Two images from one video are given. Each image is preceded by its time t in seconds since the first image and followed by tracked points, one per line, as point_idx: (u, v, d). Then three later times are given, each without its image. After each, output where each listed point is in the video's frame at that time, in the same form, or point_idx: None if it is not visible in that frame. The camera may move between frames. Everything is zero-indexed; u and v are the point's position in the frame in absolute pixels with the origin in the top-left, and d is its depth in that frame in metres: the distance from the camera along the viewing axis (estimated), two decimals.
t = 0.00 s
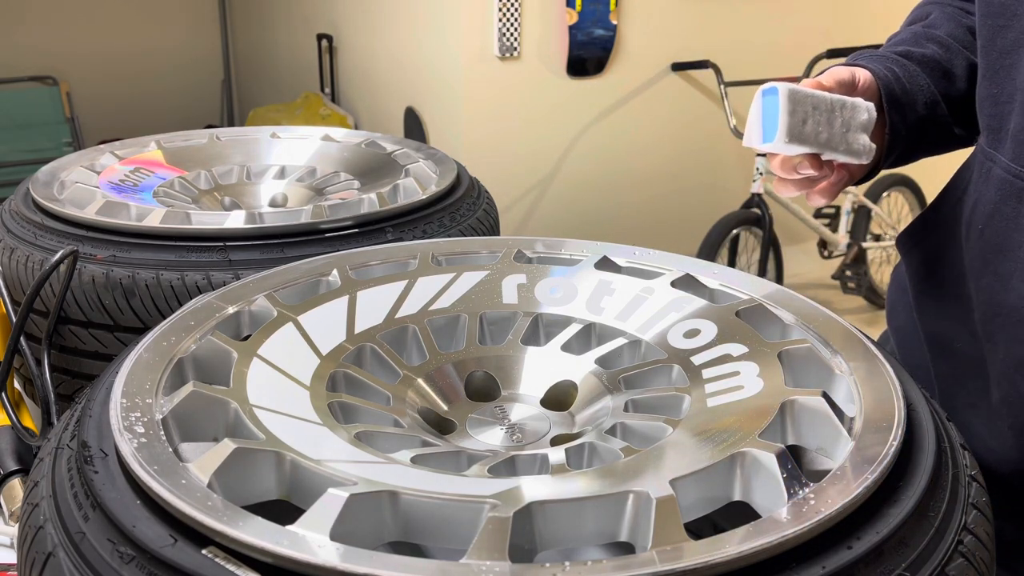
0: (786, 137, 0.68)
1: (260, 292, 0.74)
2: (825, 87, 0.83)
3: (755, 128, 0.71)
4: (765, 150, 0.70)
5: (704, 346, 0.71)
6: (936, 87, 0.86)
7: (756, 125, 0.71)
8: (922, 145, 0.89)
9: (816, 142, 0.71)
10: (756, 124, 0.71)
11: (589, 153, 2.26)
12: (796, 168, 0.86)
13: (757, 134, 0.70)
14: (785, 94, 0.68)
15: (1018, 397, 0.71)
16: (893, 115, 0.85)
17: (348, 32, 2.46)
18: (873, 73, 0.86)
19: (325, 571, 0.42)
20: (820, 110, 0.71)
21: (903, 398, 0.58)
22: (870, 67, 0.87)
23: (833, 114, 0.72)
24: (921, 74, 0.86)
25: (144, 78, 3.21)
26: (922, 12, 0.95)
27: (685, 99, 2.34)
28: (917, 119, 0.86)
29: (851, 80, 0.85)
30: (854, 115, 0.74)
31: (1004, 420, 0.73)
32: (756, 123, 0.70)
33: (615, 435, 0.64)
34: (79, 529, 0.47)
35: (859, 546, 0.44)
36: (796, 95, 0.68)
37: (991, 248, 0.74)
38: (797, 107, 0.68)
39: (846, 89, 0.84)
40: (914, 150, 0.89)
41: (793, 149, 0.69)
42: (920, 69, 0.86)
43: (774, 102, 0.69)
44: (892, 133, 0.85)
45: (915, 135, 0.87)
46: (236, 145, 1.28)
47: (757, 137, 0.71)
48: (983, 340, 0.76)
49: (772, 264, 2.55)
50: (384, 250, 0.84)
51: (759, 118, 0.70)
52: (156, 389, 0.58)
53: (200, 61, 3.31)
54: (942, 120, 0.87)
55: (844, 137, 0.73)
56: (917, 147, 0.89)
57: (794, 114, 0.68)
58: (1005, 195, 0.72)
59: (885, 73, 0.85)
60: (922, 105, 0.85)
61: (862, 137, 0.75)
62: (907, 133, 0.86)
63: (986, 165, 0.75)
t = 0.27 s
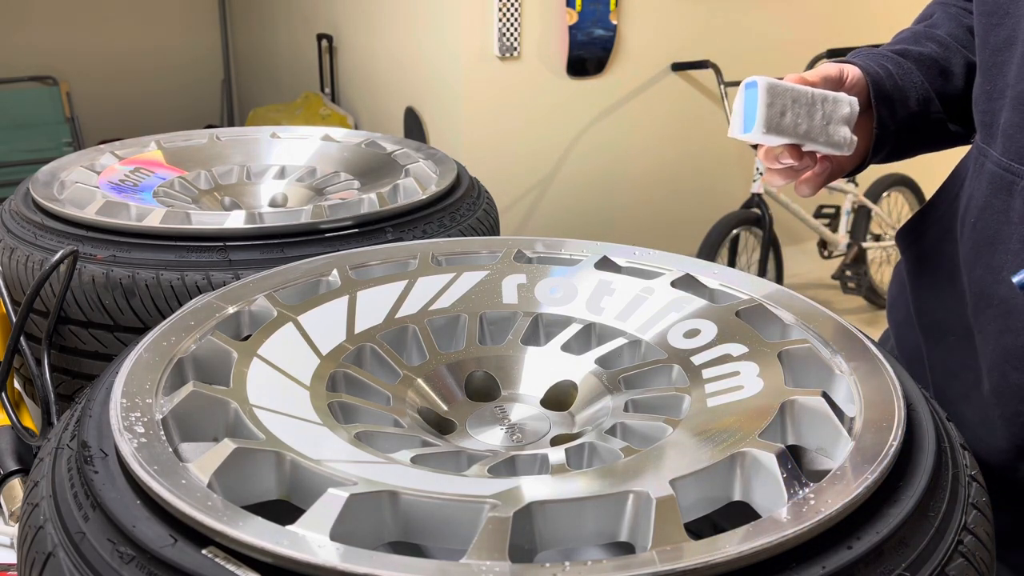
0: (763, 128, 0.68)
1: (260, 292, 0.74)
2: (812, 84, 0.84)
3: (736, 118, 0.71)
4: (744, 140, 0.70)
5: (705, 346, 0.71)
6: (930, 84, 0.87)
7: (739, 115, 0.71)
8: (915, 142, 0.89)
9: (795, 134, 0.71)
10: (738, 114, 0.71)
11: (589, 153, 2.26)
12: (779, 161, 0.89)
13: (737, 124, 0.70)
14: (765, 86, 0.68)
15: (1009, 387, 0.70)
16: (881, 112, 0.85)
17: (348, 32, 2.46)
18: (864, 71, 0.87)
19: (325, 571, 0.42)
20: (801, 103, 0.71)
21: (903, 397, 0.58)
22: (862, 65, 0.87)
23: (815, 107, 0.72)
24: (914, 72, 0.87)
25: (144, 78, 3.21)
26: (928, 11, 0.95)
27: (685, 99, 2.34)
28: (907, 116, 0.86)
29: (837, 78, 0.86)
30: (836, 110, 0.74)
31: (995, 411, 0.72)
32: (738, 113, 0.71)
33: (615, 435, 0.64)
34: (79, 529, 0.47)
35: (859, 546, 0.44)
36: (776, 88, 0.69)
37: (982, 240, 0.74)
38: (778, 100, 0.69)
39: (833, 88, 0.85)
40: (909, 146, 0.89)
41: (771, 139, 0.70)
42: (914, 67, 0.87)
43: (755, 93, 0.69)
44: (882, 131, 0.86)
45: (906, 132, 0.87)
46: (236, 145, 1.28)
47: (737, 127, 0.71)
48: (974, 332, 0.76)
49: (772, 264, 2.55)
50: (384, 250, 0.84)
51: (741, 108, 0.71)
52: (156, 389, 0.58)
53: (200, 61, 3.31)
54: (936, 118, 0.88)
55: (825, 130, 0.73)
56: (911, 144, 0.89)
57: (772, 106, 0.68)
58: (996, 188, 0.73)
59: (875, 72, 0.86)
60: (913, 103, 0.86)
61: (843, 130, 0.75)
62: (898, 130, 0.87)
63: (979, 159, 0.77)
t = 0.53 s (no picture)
0: (761, 132, 0.69)
1: (260, 292, 0.74)
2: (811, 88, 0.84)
3: (735, 123, 0.72)
4: (743, 143, 0.71)
5: (704, 346, 0.71)
6: (932, 88, 0.86)
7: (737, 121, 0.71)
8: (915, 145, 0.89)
9: (794, 138, 0.71)
10: (736, 118, 0.72)
11: (589, 153, 2.26)
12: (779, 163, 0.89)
13: (736, 128, 0.71)
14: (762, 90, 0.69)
15: (1011, 384, 0.70)
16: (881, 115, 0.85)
17: (348, 32, 2.46)
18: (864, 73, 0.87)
19: (325, 572, 0.42)
20: (798, 106, 0.71)
21: (902, 396, 0.58)
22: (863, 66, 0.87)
23: (813, 110, 0.72)
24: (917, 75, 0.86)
25: (144, 78, 3.21)
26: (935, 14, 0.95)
27: (685, 99, 2.34)
28: (908, 119, 0.86)
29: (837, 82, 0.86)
30: (833, 112, 0.74)
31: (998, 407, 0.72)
32: (737, 118, 0.72)
33: (615, 435, 0.64)
34: (79, 529, 0.47)
35: (859, 546, 0.44)
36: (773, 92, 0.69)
37: (986, 239, 0.74)
38: (775, 103, 0.69)
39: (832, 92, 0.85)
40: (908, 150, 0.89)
41: (769, 143, 0.70)
42: (917, 70, 0.86)
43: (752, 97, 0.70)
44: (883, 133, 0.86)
45: (907, 135, 0.87)
46: (236, 145, 1.28)
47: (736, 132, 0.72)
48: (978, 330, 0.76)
49: (772, 264, 2.55)
50: (384, 250, 0.84)
51: (740, 113, 0.71)
52: (156, 389, 0.58)
53: (199, 61, 3.31)
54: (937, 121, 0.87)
55: (824, 133, 0.73)
56: (912, 147, 0.89)
57: (769, 109, 0.69)
58: (996, 188, 0.73)
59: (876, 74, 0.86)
60: (913, 106, 0.86)
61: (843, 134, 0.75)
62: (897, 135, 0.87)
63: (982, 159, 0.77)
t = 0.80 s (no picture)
0: (764, 130, 0.69)
1: (261, 292, 0.74)
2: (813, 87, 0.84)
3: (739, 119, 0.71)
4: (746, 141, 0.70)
5: (705, 346, 0.71)
6: (937, 87, 0.86)
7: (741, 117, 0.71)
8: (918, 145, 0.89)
9: (797, 136, 0.71)
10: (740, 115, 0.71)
11: (589, 153, 2.26)
12: (784, 161, 0.88)
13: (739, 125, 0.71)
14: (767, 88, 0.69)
15: (1017, 381, 0.70)
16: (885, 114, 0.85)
17: (348, 32, 2.46)
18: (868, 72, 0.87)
19: (325, 571, 0.42)
20: (802, 105, 0.71)
21: (902, 396, 0.58)
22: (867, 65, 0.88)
23: (816, 108, 0.72)
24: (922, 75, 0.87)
25: (144, 78, 3.21)
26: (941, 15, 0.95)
27: (685, 99, 2.34)
28: (913, 118, 0.86)
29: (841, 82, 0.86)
30: (837, 111, 0.74)
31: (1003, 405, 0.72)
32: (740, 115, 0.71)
33: (615, 435, 0.64)
34: (79, 529, 0.47)
35: (859, 547, 0.44)
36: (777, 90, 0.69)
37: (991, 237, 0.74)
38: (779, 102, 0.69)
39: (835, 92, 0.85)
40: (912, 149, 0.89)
41: (772, 141, 0.70)
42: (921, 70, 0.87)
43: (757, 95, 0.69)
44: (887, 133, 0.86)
45: (911, 133, 0.87)
46: (236, 145, 1.28)
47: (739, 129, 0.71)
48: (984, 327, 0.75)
49: (772, 264, 2.55)
50: (384, 250, 0.84)
51: (744, 110, 0.71)
52: (156, 389, 0.58)
53: (199, 61, 3.31)
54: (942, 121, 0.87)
55: (827, 131, 0.73)
56: (914, 146, 0.89)
57: (773, 108, 0.69)
58: (1000, 187, 0.73)
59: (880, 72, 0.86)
60: (918, 105, 0.86)
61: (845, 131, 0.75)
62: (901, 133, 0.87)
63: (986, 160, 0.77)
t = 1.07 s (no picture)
0: (750, 120, 0.70)
1: (261, 292, 0.74)
2: (805, 80, 0.84)
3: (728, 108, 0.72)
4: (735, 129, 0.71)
5: (704, 346, 0.71)
6: (934, 83, 0.86)
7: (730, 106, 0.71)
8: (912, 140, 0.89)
9: (785, 126, 0.71)
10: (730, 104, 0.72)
11: (589, 153, 2.26)
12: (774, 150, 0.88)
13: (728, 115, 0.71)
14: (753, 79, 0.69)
15: (1002, 370, 0.72)
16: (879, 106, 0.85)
17: (348, 32, 2.46)
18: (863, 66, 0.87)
19: (325, 571, 0.42)
20: (790, 95, 0.71)
21: (902, 396, 0.58)
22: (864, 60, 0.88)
23: (804, 99, 0.72)
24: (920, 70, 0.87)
25: (144, 78, 3.21)
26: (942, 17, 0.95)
27: (686, 99, 2.34)
28: (907, 113, 0.86)
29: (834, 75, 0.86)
30: (825, 103, 0.74)
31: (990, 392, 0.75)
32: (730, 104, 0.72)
33: (615, 435, 0.64)
34: (79, 529, 0.47)
35: (859, 547, 0.44)
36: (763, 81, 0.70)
37: (980, 232, 0.76)
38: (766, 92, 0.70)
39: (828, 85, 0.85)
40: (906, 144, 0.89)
41: (760, 130, 0.70)
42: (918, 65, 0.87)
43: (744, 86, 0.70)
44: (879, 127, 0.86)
45: (905, 128, 0.87)
46: (236, 145, 1.28)
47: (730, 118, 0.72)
48: (973, 316, 0.78)
49: (772, 264, 2.55)
50: (384, 250, 0.84)
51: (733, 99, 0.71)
52: (156, 389, 0.58)
53: (200, 61, 3.31)
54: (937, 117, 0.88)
55: (816, 122, 0.73)
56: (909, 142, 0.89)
57: (760, 99, 0.69)
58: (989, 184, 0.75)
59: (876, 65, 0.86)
60: (914, 99, 0.86)
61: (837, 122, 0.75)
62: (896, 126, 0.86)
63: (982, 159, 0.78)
